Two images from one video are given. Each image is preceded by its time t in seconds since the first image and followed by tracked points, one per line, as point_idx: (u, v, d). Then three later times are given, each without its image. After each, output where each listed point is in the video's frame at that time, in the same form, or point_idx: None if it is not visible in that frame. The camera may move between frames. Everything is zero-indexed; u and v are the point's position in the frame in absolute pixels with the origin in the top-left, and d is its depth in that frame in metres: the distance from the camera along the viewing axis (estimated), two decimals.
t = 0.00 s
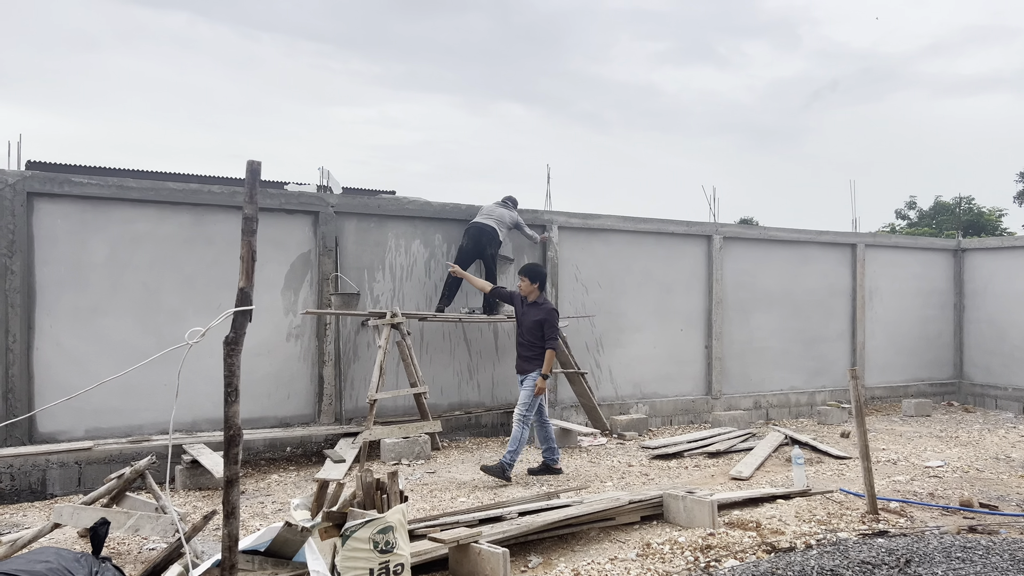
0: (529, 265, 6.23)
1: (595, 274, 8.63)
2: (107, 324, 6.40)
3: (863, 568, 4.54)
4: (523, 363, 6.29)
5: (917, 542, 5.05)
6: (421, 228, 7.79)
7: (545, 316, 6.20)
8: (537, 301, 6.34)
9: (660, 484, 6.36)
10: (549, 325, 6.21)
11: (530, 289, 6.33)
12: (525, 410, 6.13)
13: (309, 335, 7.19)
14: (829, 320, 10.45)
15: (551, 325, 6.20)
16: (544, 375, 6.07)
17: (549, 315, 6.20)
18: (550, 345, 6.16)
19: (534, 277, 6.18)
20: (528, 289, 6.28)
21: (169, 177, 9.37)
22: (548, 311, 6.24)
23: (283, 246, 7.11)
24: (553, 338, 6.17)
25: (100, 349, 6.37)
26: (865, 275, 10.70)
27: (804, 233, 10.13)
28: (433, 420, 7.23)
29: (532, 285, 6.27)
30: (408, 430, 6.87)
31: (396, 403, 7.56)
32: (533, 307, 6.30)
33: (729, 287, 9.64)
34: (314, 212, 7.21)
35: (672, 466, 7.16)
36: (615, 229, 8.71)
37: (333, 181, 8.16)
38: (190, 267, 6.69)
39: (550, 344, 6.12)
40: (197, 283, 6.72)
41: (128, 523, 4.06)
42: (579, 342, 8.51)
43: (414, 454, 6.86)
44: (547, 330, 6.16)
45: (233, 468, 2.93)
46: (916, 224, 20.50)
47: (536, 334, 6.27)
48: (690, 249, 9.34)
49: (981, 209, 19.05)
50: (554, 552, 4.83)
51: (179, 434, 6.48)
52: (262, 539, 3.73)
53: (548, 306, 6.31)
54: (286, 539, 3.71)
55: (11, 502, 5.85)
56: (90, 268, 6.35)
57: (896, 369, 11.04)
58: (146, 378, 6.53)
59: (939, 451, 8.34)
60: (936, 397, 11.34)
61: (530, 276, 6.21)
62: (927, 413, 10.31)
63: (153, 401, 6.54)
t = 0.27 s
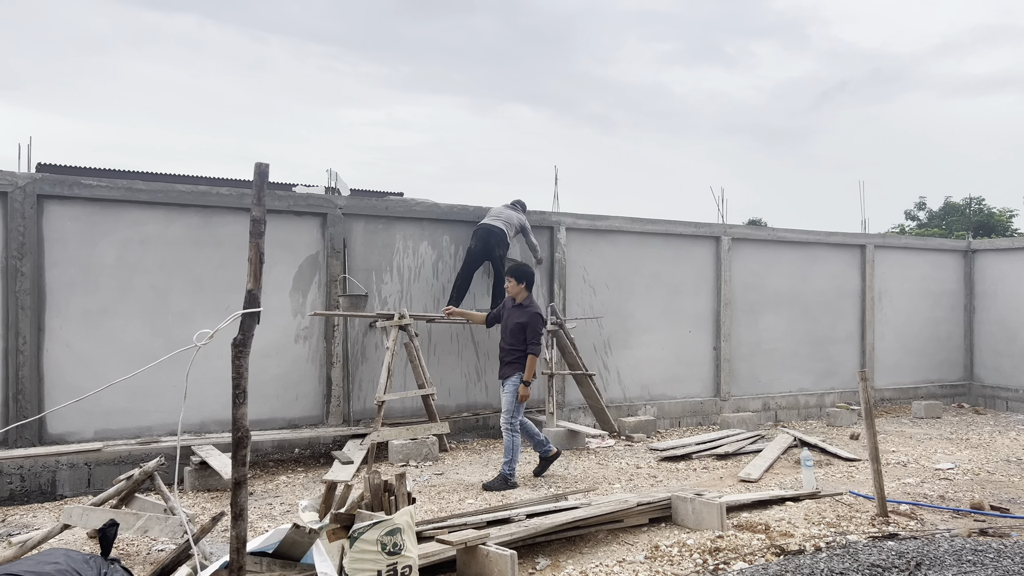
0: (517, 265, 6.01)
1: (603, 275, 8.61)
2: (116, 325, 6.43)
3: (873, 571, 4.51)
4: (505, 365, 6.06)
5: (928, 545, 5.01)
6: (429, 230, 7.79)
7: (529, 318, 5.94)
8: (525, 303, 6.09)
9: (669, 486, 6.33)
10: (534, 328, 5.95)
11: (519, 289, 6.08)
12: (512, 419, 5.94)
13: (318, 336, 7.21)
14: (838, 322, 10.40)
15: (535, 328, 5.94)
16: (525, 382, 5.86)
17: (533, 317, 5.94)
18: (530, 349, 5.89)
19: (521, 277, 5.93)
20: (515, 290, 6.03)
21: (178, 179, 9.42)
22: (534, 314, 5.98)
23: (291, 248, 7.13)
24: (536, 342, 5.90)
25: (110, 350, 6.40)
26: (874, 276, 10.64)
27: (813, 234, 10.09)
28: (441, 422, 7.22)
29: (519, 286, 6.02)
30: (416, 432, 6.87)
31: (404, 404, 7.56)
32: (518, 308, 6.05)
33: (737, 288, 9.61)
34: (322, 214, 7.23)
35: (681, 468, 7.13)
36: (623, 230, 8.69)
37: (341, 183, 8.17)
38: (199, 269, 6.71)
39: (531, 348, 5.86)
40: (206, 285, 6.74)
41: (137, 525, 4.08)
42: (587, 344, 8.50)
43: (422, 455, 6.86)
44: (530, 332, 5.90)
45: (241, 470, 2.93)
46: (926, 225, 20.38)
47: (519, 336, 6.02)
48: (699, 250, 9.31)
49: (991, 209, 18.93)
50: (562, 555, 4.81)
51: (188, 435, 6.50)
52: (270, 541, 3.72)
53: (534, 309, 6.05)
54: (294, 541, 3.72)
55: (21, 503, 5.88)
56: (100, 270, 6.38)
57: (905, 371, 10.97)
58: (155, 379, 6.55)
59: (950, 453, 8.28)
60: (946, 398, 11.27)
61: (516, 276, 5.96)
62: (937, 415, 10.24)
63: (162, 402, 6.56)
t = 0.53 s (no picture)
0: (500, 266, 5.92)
1: (612, 277, 8.59)
2: (126, 328, 6.45)
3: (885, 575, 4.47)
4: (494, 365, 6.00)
5: (940, 548, 4.97)
6: (437, 231, 7.79)
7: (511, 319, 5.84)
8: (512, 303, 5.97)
9: (678, 489, 6.30)
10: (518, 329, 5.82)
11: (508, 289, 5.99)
12: (514, 422, 5.83)
13: (326, 338, 7.21)
14: (848, 323, 10.34)
15: (518, 328, 5.82)
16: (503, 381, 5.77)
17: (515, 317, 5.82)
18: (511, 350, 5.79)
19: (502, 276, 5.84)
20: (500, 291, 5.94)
21: (188, 181, 9.45)
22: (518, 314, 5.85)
23: (300, 250, 7.13)
24: (518, 341, 5.77)
25: (119, 353, 6.42)
26: (884, 277, 10.58)
27: (822, 236, 10.04)
28: (449, 424, 7.21)
29: (502, 287, 5.93)
30: (424, 434, 6.87)
31: (412, 406, 7.55)
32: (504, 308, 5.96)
33: (746, 290, 9.56)
34: (330, 216, 7.23)
35: (690, 470, 7.09)
36: (631, 232, 8.66)
37: (349, 184, 8.17)
38: (208, 271, 6.72)
39: (513, 347, 5.75)
40: (215, 287, 6.75)
41: (146, 526, 4.09)
42: (595, 345, 8.47)
43: (431, 457, 6.86)
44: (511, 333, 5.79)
45: (250, 473, 2.93)
46: (936, 226, 20.25)
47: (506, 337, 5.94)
48: (707, 252, 9.27)
49: (1001, 210, 18.79)
50: (571, 558, 4.79)
51: (197, 437, 6.51)
52: (279, 543, 3.73)
53: (519, 309, 5.90)
54: (303, 544, 3.67)
55: (31, 505, 5.90)
56: (109, 272, 6.40)
57: (916, 373, 10.90)
58: (164, 381, 6.56)
59: (961, 455, 8.21)
60: (957, 400, 11.18)
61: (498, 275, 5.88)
62: (949, 417, 10.17)
63: (171, 404, 6.57)
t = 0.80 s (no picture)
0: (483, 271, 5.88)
1: (621, 279, 8.56)
2: (136, 330, 6.46)
3: None
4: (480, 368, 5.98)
5: (955, 553, 4.92)
6: (446, 233, 7.77)
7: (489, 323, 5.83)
8: (496, 309, 5.90)
9: (689, 492, 6.26)
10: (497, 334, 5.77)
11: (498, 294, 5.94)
12: (509, 426, 5.80)
13: (335, 340, 7.20)
14: (859, 325, 10.27)
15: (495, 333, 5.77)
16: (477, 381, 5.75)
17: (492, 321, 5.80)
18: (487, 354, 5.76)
19: (482, 280, 5.84)
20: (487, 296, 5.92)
21: (198, 184, 9.48)
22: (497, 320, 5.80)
23: (309, 252, 7.13)
24: (495, 346, 5.73)
25: (130, 355, 6.43)
26: (895, 279, 10.50)
27: (833, 237, 9.98)
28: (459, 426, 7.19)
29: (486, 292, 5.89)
30: (434, 436, 6.85)
31: (422, 408, 7.54)
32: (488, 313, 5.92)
33: (756, 291, 9.51)
34: (340, 218, 7.23)
35: (701, 473, 7.05)
36: (641, 233, 8.63)
37: (358, 187, 8.17)
38: (218, 273, 6.73)
39: (489, 351, 5.74)
40: (225, 289, 6.76)
41: (157, 529, 4.08)
42: (605, 347, 8.44)
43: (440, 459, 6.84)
44: (489, 336, 5.78)
45: (261, 477, 2.92)
46: (946, 226, 20.11)
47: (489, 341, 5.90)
48: (717, 253, 9.23)
49: (1013, 210, 18.66)
50: (582, 561, 4.76)
51: (207, 439, 6.50)
52: (290, 547, 3.72)
53: (500, 315, 5.84)
54: (313, 548, 3.67)
55: (42, 507, 5.90)
56: (120, 275, 6.41)
57: (928, 374, 10.81)
58: (174, 384, 6.57)
59: (975, 458, 8.14)
60: (970, 402, 11.09)
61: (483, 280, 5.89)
62: (961, 419, 10.08)
63: (181, 406, 6.58)
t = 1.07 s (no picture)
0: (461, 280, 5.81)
1: (633, 281, 8.51)
2: (148, 333, 6.46)
3: None
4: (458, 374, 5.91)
5: (975, 558, 4.85)
6: (457, 235, 7.76)
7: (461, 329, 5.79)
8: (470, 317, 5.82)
9: (703, 495, 6.21)
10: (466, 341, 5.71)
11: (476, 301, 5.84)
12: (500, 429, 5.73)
13: (346, 343, 7.19)
14: (872, 326, 10.19)
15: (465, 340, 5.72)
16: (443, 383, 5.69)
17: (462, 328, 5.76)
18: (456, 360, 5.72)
19: (457, 288, 5.76)
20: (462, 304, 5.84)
21: (210, 187, 9.49)
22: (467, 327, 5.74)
23: (321, 255, 7.12)
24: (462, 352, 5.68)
25: (142, 358, 6.43)
26: (909, 280, 10.42)
27: (846, 238, 9.90)
28: (471, 429, 7.17)
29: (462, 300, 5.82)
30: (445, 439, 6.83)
31: (433, 411, 7.52)
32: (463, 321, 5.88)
33: (769, 293, 9.45)
34: (351, 220, 7.22)
35: (715, 476, 7.00)
36: (652, 235, 8.59)
37: (369, 189, 8.16)
38: (230, 276, 6.74)
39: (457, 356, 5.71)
40: (236, 292, 6.76)
41: (170, 533, 4.07)
42: (617, 350, 8.40)
43: (452, 462, 6.81)
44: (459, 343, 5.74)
45: (277, 482, 2.91)
46: (959, 227, 19.94)
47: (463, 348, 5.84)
48: (729, 254, 9.17)
49: None
50: (597, 566, 4.72)
51: (219, 442, 6.50)
52: (304, 552, 3.70)
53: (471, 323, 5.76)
54: (328, 553, 3.61)
55: (55, 510, 5.92)
56: (132, 278, 6.42)
57: (942, 376, 10.71)
58: (186, 386, 6.57)
59: (992, 461, 8.05)
60: (985, 405, 10.99)
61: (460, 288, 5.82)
62: (977, 422, 9.98)
63: (193, 409, 6.58)
